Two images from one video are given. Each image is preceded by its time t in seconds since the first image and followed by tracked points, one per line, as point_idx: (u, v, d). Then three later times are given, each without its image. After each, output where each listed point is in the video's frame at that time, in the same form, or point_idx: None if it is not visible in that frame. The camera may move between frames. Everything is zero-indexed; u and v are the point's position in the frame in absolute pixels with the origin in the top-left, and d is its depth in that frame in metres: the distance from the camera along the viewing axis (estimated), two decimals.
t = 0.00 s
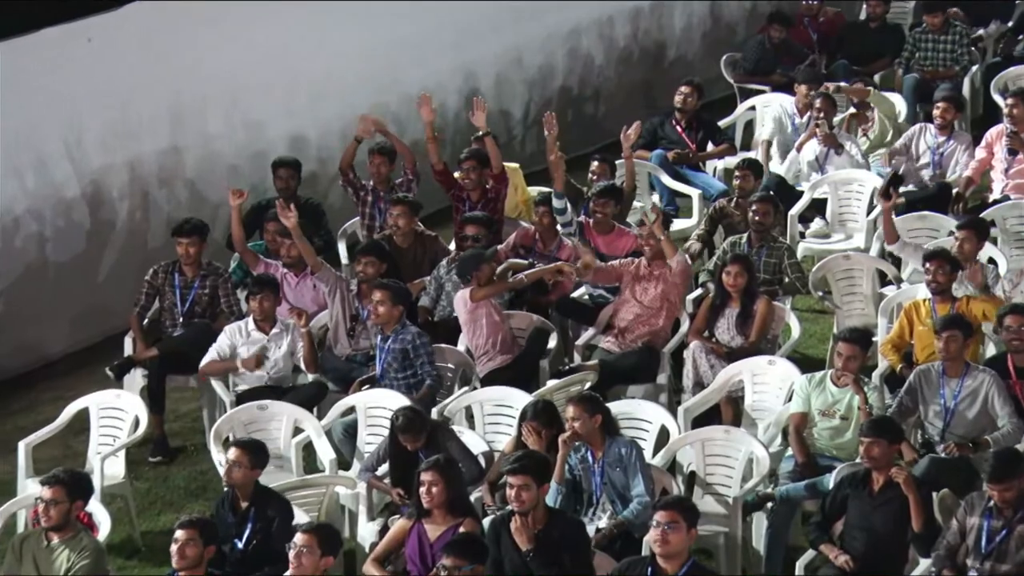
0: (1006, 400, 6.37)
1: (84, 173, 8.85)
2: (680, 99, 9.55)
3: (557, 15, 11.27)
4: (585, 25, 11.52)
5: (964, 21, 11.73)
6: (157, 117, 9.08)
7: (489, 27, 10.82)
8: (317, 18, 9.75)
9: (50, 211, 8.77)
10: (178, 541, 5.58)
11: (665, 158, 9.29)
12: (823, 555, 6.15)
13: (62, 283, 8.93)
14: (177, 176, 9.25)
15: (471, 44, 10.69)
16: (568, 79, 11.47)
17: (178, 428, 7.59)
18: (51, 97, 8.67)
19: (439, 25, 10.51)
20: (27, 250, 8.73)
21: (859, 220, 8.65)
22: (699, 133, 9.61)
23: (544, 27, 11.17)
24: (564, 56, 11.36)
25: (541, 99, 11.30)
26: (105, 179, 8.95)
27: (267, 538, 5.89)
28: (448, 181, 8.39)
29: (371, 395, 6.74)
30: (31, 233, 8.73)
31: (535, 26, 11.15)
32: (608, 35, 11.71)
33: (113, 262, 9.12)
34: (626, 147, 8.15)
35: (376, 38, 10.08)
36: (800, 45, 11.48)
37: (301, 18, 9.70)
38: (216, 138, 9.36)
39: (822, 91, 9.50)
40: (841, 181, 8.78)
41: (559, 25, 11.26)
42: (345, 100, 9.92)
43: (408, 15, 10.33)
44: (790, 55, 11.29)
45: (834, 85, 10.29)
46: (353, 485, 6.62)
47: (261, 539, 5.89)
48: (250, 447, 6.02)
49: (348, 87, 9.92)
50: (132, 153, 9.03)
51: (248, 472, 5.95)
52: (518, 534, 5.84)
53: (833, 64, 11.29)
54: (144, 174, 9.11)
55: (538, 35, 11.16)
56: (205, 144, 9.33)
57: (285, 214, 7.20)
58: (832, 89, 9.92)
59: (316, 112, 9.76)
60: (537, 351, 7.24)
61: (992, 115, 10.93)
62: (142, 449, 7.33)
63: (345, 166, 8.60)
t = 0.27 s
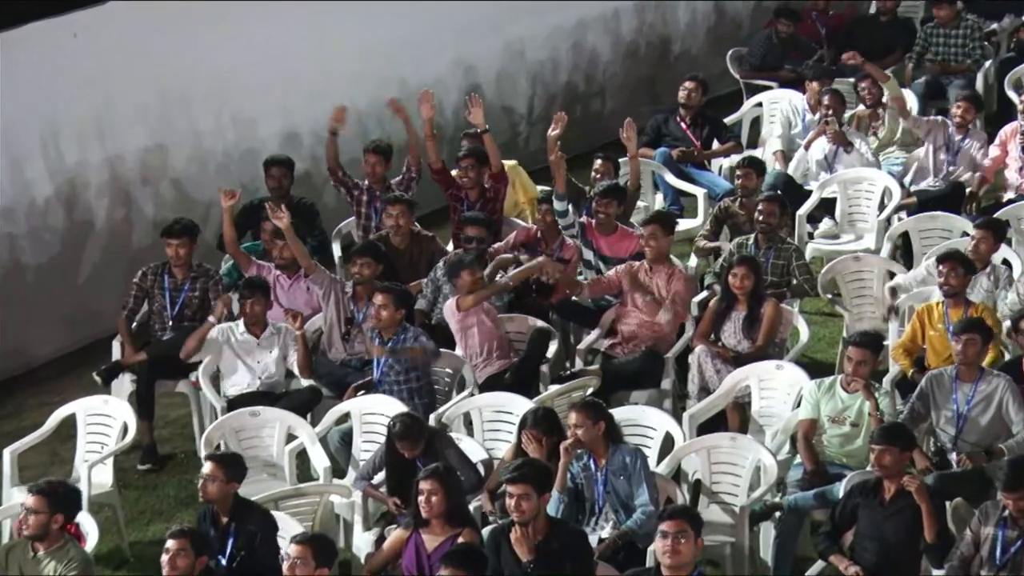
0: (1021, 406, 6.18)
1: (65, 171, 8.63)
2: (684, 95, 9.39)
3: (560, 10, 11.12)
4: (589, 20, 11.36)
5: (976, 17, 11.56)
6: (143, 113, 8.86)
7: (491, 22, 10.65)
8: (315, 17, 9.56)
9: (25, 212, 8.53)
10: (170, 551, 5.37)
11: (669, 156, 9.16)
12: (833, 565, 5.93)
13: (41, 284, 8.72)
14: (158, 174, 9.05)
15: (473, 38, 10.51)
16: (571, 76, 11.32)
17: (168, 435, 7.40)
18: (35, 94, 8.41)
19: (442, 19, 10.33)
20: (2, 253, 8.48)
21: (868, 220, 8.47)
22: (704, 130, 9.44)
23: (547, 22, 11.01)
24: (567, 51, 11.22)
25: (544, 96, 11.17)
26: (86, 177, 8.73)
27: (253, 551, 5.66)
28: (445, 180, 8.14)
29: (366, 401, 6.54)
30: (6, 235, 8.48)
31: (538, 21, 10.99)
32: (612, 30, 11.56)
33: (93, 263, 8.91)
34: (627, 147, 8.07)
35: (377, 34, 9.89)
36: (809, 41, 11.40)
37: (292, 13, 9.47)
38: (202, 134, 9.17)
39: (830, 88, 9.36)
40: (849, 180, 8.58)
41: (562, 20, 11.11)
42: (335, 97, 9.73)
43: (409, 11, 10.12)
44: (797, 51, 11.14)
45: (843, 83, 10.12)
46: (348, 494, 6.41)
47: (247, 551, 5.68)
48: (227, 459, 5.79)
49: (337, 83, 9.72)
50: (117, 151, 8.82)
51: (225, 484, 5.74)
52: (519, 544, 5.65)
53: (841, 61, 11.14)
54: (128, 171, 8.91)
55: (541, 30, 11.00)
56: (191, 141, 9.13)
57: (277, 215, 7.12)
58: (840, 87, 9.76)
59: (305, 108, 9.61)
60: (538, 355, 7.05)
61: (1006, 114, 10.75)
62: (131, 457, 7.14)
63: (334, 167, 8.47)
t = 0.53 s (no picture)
0: None
1: (57, 166, 8.40)
2: (689, 90, 9.25)
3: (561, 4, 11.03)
4: (591, 14, 11.26)
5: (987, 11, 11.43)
6: (134, 108, 8.67)
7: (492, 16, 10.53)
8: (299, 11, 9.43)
9: (19, 209, 8.28)
10: (162, 561, 5.20)
11: (676, 153, 9.02)
12: None
13: (36, 285, 8.49)
14: (152, 171, 8.84)
15: (474, 32, 10.39)
16: (575, 71, 11.24)
17: (158, 439, 7.23)
18: (26, 85, 8.20)
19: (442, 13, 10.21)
20: None
21: (881, 220, 8.35)
22: (711, 126, 9.29)
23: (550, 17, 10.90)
24: (571, 45, 11.17)
25: (548, 91, 11.04)
26: (78, 174, 8.51)
27: (245, 561, 5.49)
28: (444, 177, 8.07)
29: (365, 406, 6.38)
30: (1, 235, 8.22)
31: (540, 16, 10.88)
32: (615, 24, 11.48)
33: (85, 261, 8.68)
34: (631, 145, 7.96)
35: (374, 30, 9.78)
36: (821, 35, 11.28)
37: (284, 13, 9.37)
38: (193, 131, 8.98)
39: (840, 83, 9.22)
40: (861, 179, 8.47)
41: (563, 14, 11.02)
42: (328, 95, 9.56)
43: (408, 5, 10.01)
44: (808, 43, 11.05)
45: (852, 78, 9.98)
46: (346, 501, 6.21)
47: (238, 563, 5.51)
48: (213, 469, 5.62)
49: (330, 83, 9.57)
50: (109, 146, 8.61)
51: (211, 496, 5.57)
52: (523, 553, 5.45)
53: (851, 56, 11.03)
54: (119, 169, 8.70)
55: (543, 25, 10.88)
56: (184, 138, 8.94)
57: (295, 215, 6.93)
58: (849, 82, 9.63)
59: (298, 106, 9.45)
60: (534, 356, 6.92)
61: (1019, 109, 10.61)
62: (121, 463, 6.98)
63: (322, 166, 8.20)
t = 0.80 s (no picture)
0: None
1: (48, 162, 8.20)
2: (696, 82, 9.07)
3: None
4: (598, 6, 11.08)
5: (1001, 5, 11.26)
6: (127, 104, 8.47)
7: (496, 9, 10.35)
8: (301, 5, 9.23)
9: (12, 208, 8.10)
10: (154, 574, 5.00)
11: (683, 149, 8.86)
12: None
13: (26, 285, 8.30)
14: (147, 168, 8.64)
15: (479, 25, 10.20)
16: (581, 64, 11.04)
17: (149, 444, 7.05)
18: (16, 80, 8.01)
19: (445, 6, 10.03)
20: None
21: (895, 219, 8.18)
22: (719, 120, 9.12)
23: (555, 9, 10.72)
24: (576, 37, 10.96)
25: (550, 85, 10.86)
26: (72, 172, 8.31)
27: (238, 573, 5.31)
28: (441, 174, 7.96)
29: (364, 409, 6.18)
30: None
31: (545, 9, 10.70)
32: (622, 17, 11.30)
33: (80, 260, 8.49)
34: (635, 145, 7.85)
35: (377, 22, 9.58)
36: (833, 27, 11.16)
37: (284, 13, 9.16)
38: (188, 127, 8.78)
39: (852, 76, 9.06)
40: (875, 176, 8.28)
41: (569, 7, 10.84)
42: (326, 91, 9.36)
43: None
44: (819, 36, 10.93)
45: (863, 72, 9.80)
46: (343, 509, 6.01)
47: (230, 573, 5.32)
48: (203, 481, 5.40)
49: (329, 78, 9.37)
50: (101, 143, 8.41)
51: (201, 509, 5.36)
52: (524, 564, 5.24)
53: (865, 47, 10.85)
54: (112, 167, 8.49)
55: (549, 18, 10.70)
56: (179, 134, 8.74)
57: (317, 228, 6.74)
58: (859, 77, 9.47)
59: (295, 102, 9.26)
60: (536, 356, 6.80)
61: None
62: (111, 469, 6.80)
63: (323, 161, 8.02)
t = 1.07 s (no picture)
0: None
1: (39, 159, 8.01)
2: (706, 75, 8.89)
3: None
4: None
5: None
6: (122, 100, 8.26)
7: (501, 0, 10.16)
8: None
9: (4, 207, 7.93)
10: None
11: (693, 145, 8.67)
12: None
13: (18, 284, 8.12)
14: (143, 162, 8.46)
15: (483, 16, 10.00)
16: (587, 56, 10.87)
17: (142, 449, 6.87)
18: (8, 79, 7.78)
19: None
20: None
21: (911, 218, 8.03)
22: (728, 115, 8.95)
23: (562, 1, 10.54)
24: (582, 29, 10.78)
25: (555, 79, 10.68)
26: (66, 168, 8.14)
27: None
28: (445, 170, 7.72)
29: (364, 415, 5.99)
30: None
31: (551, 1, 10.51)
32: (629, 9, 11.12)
33: (75, 257, 8.33)
34: (644, 140, 7.65)
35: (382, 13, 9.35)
36: (846, 18, 10.99)
37: (284, 13, 8.85)
38: (184, 122, 8.58)
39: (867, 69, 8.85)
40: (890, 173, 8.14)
41: None
42: (327, 84, 9.16)
43: None
44: (832, 27, 10.78)
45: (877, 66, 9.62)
46: (341, 517, 5.81)
47: None
48: (200, 487, 5.18)
49: (330, 71, 9.17)
50: (94, 139, 8.21)
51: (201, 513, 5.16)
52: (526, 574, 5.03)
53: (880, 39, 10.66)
54: (107, 161, 8.32)
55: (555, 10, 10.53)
56: (176, 128, 8.55)
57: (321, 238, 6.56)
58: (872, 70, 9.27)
59: (293, 96, 9.06)
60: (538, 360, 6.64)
61: None
62: (102, 476, 6.62)
63: (323, 157, 7.85)
